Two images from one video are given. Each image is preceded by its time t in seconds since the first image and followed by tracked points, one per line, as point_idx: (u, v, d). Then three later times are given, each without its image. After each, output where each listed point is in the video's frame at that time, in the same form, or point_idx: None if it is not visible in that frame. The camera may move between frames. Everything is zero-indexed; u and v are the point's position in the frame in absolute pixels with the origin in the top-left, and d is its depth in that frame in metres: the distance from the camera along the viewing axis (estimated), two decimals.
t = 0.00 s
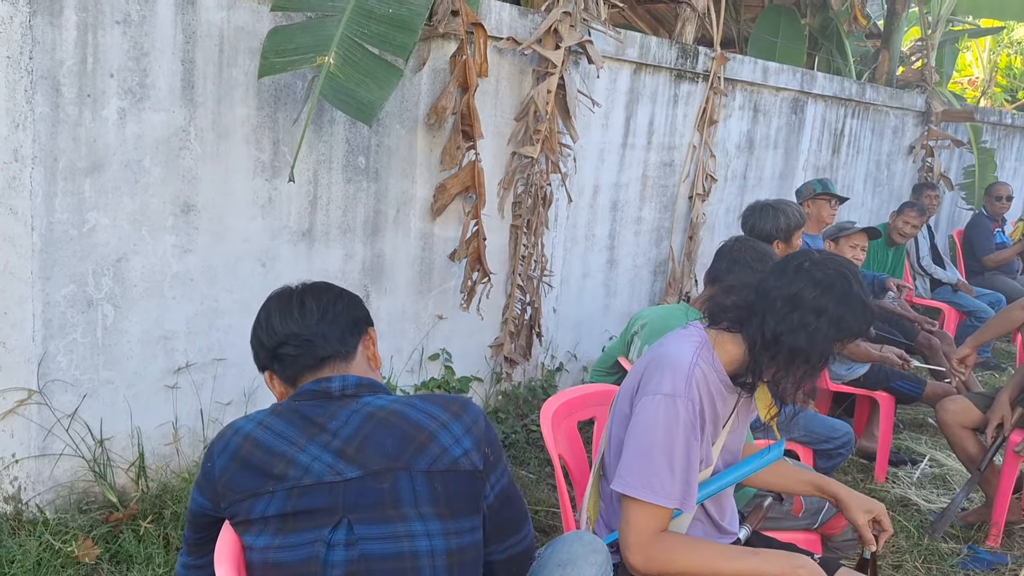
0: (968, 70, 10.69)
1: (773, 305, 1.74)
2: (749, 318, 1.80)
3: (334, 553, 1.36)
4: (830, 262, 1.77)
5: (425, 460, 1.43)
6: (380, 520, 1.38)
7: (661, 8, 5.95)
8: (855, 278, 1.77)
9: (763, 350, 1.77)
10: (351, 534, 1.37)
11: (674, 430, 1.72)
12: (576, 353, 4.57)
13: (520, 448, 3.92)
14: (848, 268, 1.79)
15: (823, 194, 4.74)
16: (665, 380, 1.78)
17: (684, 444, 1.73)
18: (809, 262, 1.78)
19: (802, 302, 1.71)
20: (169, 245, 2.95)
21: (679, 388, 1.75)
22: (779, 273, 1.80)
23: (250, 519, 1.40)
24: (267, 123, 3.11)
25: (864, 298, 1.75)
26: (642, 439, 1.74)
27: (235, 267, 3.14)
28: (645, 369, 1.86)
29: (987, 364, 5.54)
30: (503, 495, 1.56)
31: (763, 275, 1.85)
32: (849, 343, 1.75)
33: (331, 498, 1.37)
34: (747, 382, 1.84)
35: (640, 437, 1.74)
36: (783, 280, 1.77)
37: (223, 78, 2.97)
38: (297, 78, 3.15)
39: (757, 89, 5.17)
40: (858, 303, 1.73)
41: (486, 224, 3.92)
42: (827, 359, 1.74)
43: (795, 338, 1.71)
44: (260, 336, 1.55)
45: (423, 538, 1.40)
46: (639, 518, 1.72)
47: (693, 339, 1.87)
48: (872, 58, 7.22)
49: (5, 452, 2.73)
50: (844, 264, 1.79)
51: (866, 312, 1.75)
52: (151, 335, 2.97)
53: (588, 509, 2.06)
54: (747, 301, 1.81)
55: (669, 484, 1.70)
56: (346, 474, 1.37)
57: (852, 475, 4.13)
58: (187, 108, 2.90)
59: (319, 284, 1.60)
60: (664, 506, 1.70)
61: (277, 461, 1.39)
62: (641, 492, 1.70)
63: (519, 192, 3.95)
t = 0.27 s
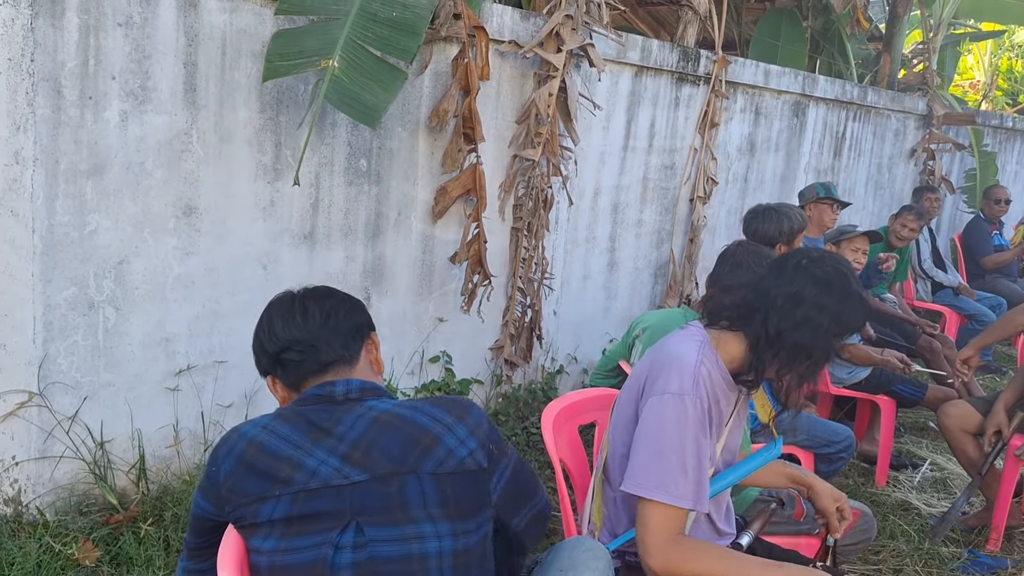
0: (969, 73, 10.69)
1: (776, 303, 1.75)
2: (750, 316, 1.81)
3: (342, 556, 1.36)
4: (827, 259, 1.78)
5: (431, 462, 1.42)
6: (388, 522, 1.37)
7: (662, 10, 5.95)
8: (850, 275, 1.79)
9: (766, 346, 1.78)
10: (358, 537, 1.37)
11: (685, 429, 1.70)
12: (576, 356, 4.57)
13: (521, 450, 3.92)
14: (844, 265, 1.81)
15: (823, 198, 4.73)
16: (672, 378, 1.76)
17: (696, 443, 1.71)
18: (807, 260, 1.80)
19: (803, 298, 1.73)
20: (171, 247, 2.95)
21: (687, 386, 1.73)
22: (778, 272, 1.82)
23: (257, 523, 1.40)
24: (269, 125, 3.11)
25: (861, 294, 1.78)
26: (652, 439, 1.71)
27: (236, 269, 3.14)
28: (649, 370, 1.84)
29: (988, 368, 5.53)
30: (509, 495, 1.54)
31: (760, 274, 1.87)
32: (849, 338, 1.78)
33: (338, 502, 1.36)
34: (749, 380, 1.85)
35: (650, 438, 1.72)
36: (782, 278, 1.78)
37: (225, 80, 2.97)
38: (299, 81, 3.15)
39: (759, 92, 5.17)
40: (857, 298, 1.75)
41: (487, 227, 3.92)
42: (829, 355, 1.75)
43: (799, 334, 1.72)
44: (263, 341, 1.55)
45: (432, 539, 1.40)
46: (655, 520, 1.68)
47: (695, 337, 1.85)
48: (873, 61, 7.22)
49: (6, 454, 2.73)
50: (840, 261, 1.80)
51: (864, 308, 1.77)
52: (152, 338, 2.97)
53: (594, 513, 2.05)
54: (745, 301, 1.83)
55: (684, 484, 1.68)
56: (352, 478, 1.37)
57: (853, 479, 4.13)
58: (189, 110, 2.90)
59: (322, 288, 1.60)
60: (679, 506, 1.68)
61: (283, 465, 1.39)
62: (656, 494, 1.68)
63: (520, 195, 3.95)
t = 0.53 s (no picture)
0: (969, 74, 10.70)
1: (770, 297, 1.75)
2: (743, 309, 1.81)
3: (345, 548, 1.37)
4: (816, 251, 1.78)
5: (436, 458, 1.44)
6: (392, 515, 1.39)
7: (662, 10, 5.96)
8: (839, 266, 1.80)
9: (762, 339, 1.79)
10: (362, 529, 1.38)
11: (690, 422, 1.72)
12: (575, 355, 4.59)
13: (520, 449, 3.93)
14: (832, 255, 1.82)
15: (825, 201, 4.74)
16: (672, 374, 1.76)
17: (702, 437, 1.72)
18: (796, 253, 1.79)
19: (796, 291, 1.73)
20: (172, 246, 2.96)
21: (689, 380, 1.74)
22: (768, 265, 1.81)
23: (260, 516, 1.40)
24: (270, 125, 3.12)
25: (851, 284, 1.79)
26: (659, 436, 1.72)
27: (237, 268, 3.15)
28: (648, 367, 1.84)
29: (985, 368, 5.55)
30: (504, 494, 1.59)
31: (750, 266, 1.86)
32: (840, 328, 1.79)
33: (343, 495, 1.37)
34: (743, 373, 1.86)
35: (657, 435, 1.73)
36: (773, 272, 1.78)
37: (226, 79, 2.98)
38: (300, 81, 3.16)
39: (758, 92, 5.18)
40: (847, 289, 1.76)
41: (486, 226, 3.93)
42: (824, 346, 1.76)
43: (793, 327, 1.73)
44: (266, 336, 1.55)
45: (435, 533, 1.41)
46: (671, 516, 1.69)
47: (689, 331, 1.87)
48: (872, 62, 7.23)
49: (7, 451, 2.74)
50: (828, 253, 1.81)
51: (854, 298, 1.78)
52: (153, 336, 2.98)
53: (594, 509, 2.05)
54: (736, 295, 1.83)
55: (695, 479, 1.69)
56: (357, 471, 1.38)
57: (851, 477, 4.14)
58: (191, 109, 2.91)
59: (327, 286, 1.61)
60: (693, 500, 1.69)
61: (287, 460, 1.39)
62: (668, 490, 1.69)
63: (520, 195, 3.96)
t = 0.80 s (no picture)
0: (969, 73, 10.71)
1: (766, 287, 1.80)
2: (736, 300, 1.85)
3: (345, 540, 1.38)
4: (804, 242, 1.84)
5: (434, 451, 1.45)
6: (390, 508, 1.40)
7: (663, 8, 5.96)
8: (827, 255, 1.87)
9: (756, 330, 1.83)
10: (362, 522, 1.39)
11: (687, 416, 1.72)
12: (575, 353, 4.59)
13: (520, 446, 3.94)
14: (820, 245, 1.88)
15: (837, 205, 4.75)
16: (667, 367, 1.77)
17: (700, 429, 1.73)
18: (786, 243, 1.85)
19: (789, 281, 1.78)
20: (173, 242, 2.96)
21: (685, 372, 1.75)
22: (759, 255, 1.86)
23: (260, 509, 1.41)
24: (271, 122, 3.13)
25: (840, 273, 1.86)
26: (657, 431, 1.73)
27: (238, 265, 3.16)
28: (643, 361, 1.85)
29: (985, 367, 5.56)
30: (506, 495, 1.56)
31: (740, 257, 1.91)
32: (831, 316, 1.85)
33: (342, 488, 1.38)
34: (738, 364, 1.89)
35: (655, 429, 1.73)
36: (765, 262, 1.83)
37: (227, 76, 2.99)
38: (300, 78, 3.17)
39: (758, 91, 5.19)
40: (837, 278, 1.82)
41: (486, 224, 3.94)
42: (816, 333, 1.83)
43: (786, 316, 1.78)
44: (270, 333, 1.56)
45: (432, 527, 1.42)
46: (672, 510, 1.70)
47: (683, 324, 1.88)
48: (873, 60, 7.24)
49: (7, 447, 2.75)
50: (816, 243, 1.88)
51: (843, 286, 1.85)
52: (154, 332, 2.98)
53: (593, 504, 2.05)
54: (729, 286, 1.86)
55: (694, 470, 1.70)
56: (357, 464, 1.39)
57: (850, 475, 4.15)
58: (192, 106, 2.92)
59: (332, 285, 1.61)
60: (694, 493, 1.69)
61: (288, 452, 1.40)
62: (668, 484, 1.70)
63: (520, 193, 3.97)
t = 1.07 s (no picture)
0: (967, 73, 10.73)
1: (755, 282, 1.84)
2: (726, 295, 1.88)
3: (342, 535, 1.39)
4: (791, 238, 1.89)
5: (432, 451, 1.46)
6: (387, 504, 1.41)
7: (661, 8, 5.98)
8: (813, 251, 1.92)
9: (746, 326, 1.87)
10: (359, 517, 1.40)
11: (678, 415, 1.74)
12: (572, 352, 4.61)
13: (516, 444, 3.95)
14: (806, 241, 1.93)
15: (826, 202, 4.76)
16: (659, 367, 1.79)
17: (690, 429, 1.75)
18: (773, 240, 1.90)
19: (777, 276, 1.83)
20: (170, 241, 2.98)
21: (676, 372, 1.77)
22: (747, 252, 1.91)
23: (258, 505, 1.43)
24: (269, 121, 3.15)
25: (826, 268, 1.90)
26: (648, 429, 1.75)
27: (235, 263, 3.18)
28: (636, 360, 1.87)
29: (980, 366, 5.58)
30: (497, 496, 1.59)
31: (728, 254, 1.95)
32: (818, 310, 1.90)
33: (341, 483, 1.40)
34: (728, 361, 1.93)
35: (646, 428, 1.75)
36: (753, 258, 1.87)
37: (225, 75, 3.00)
38: (298, 77, 3.18)
39: (755, 91, 5.21)
40: (823, 273, 1.88)
41: (483, 223, 3.96)
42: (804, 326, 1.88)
43: (775, 311, 1.83)
44: (278, 327, 1.57)
45: (428, 525, 1.43)
46: (662, 509, 1.72)
47: (674, 324, 1.90)
48: (870, 61, 7.25)
49: (6, 444, 2.76)
50: (803, 239, 1.92)
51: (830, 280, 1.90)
52: (152, 331, 3.00)
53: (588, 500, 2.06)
54: (718, 282, 1.90)
55: (684, 470, 1.71)
56: (355, 460, 1.40)
57: (845, 474, 4.17)
58: (189, 106, 2.93)
59: (340, 278, 1.61)
60: (684, 493, 1.71)
61: (286, 448, 1.41)
62: (658, 483, 1.71)
63: (517, 192, 3.98)
